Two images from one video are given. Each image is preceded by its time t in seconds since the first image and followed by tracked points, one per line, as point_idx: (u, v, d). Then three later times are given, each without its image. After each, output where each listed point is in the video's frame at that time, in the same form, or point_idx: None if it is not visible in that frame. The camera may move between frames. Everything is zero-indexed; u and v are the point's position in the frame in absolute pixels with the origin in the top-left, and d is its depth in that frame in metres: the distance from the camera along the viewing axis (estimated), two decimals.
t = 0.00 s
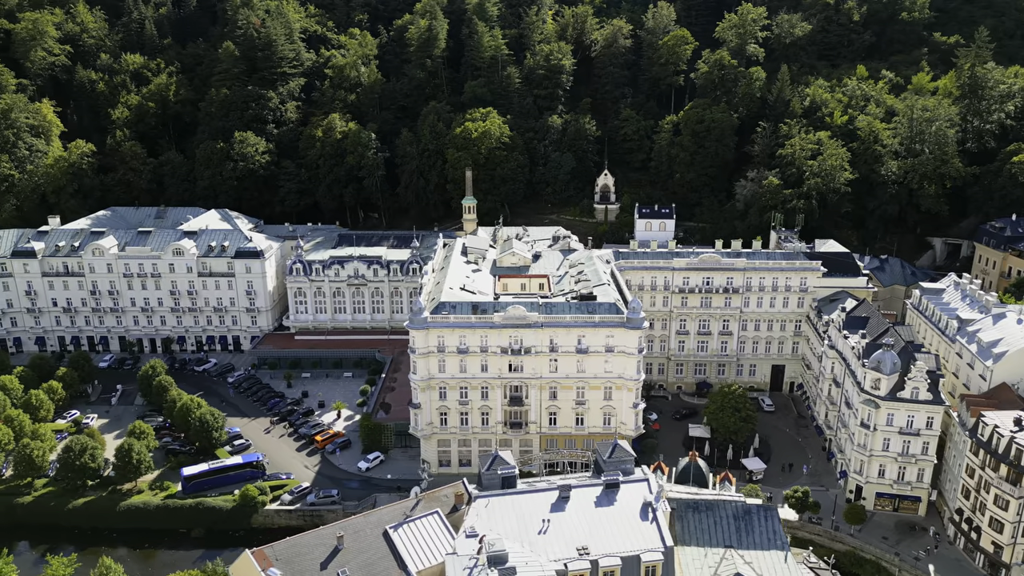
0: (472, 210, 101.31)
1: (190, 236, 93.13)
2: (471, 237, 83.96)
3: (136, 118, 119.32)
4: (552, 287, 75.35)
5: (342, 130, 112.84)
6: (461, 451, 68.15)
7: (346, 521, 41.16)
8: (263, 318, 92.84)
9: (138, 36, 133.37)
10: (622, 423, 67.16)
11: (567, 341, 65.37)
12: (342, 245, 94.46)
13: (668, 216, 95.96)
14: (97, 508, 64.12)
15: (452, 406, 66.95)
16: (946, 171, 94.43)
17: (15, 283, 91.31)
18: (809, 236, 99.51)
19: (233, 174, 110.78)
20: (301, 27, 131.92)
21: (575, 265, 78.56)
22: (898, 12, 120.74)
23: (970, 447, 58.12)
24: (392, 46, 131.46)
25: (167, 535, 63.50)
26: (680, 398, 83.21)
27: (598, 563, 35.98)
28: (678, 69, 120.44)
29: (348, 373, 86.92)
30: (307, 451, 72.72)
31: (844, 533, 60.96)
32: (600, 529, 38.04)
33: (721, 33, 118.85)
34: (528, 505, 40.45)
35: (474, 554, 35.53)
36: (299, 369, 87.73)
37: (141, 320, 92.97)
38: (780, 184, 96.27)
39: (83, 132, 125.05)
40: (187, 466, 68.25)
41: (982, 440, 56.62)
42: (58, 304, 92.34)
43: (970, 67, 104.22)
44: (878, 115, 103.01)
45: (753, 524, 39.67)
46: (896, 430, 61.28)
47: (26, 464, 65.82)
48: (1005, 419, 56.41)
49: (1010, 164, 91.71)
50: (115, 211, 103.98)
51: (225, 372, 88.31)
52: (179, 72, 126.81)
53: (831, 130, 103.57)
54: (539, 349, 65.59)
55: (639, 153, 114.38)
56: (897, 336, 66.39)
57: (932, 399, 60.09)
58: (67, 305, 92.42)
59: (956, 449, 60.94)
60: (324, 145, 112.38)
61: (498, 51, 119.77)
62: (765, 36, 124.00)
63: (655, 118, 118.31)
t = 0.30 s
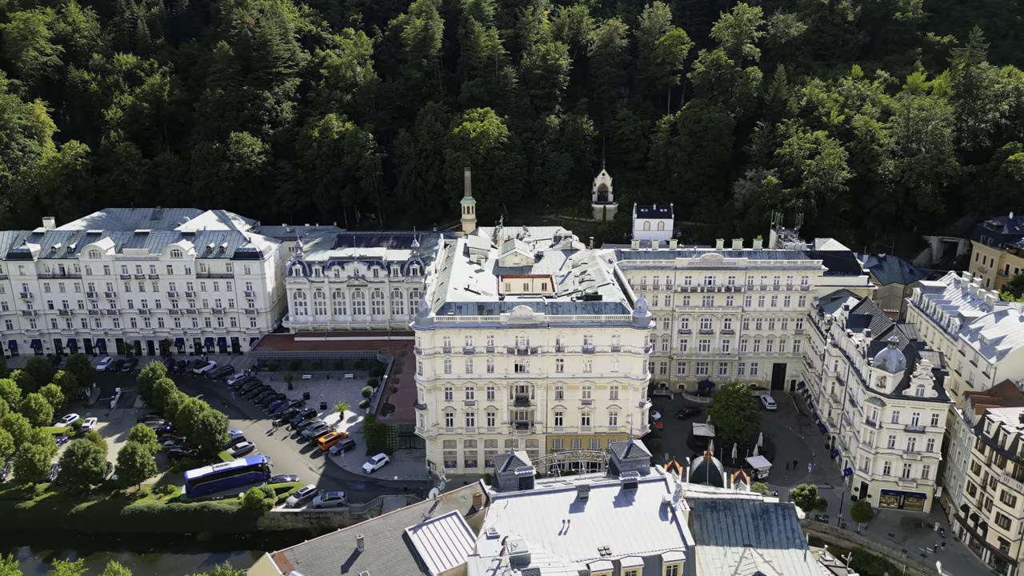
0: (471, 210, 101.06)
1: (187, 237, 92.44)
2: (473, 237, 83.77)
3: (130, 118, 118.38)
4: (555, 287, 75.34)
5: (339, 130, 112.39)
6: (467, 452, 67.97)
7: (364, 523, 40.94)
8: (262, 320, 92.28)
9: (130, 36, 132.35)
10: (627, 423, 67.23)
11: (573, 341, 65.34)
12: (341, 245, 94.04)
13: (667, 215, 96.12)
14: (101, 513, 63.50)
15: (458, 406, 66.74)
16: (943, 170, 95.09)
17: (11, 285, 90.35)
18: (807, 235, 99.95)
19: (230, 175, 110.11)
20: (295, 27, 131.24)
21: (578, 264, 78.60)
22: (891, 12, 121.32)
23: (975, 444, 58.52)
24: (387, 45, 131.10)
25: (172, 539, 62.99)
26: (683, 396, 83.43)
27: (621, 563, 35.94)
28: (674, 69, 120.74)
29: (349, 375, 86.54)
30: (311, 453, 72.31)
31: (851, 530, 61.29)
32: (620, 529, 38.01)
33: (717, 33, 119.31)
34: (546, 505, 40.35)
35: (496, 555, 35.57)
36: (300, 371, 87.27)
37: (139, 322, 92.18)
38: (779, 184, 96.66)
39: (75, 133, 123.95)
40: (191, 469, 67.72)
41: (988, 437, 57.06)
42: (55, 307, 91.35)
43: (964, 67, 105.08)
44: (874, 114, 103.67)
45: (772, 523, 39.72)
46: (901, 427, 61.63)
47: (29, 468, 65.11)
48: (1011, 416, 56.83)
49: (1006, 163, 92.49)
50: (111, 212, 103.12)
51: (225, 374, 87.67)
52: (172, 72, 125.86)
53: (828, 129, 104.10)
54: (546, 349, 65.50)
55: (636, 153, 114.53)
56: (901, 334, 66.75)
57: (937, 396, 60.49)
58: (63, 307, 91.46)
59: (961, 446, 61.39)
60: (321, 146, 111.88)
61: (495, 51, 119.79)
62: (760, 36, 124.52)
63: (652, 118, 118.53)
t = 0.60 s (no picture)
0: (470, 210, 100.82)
1: (186, 238, 91.73)
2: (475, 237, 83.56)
3: (124, 118, 117.40)
4: (558, 287, 75.23)
5: (335, 130, 111.88)
6: (473, 453, 67.80)
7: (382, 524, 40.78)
8: (262, 321, 91.71)
9: (123, 35, 131.27)
10: (633, 423, 67.28)
11: (579, 341, 65.30)
12: (341, 246, 93.60)
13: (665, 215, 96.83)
14: (104, 516, 62.85)
15: (464, 407, 66.57)
16: (939, 169, 95.78)
17: (6, 287, 89.39)
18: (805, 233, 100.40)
19: (226, 175, 109.43)
20: (290, 27, 130.54)
21: (581, 265, 78.55)
22: (885, 12, 122.12)
23: (981, 441, 58.96)
24: (383, 45, 130.68)
25: (177, 543, 62.47)
26: (685, 395, 83.62)
27: (643, 563, 35.91)
28: (670, 69, 120.99)
29: (350, 376, 86.11)
30: (315, 455, 71.90)
31: (857, 527, 61.63)
32: (640, 529, 38.00)
33: (713, 33, 119.78)
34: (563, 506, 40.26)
35: (519, 556, 35.38)
36: (301, 372, 86.83)
37: (136, 324, 91.38)
38: (778, 183, 97.06)
39: (68, 133, 122.78)
40: (195, 472, 67.18)
41: (994, 434, 57.52)
42: (51, 309, 90.42)
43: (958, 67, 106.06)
44: (870, 113, 104.30)
45: (789, 521, 39.82)
46: (906, 425, 62.00)
47: (31, 472, 64.44)
48: (1016, 413, 57.29)
49: (1002, 162, 93.34)
50: (106, 213, 102.20)
51: (225, 376, 87.03)
52: (165, 72, 124.88)
53: (825, 129, 104.59)
54: (552, 349, 65.43)
55: (634, 153, 114.70)
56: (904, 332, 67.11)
57: (942, 394, 60.92)
58: (60, 310, 90.54)
59: (965, 443, 61.85)
60: (318, 146, 111.36)
61: (492, 50, 119.69)
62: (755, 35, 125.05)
63: (648, 118, 118.73)
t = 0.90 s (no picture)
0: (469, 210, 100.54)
1: (184, 239, 91.05)
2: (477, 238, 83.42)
3: (118, 119, 116.44)
4: (561, 287, 75.17)
5: (332, 130, 111.40)
6: (478, 453, 67.67)
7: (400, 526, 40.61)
8: (261, 322, 91.18)
9: (115, 35, 130.17)
10: (639, 422, 67.32)
11: (585, 341, 65.28)
12: (340, 246, 93.13)
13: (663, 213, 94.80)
14: (108, 520, 62.20)
15: (470, 407, 66.41)
16: (936, 168, 96.47)
17: (2, 290, 88.39)
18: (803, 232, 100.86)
19: (222, 176, 108.70)
20: (285, 26, 129.78)
21: (583, 264, 78.59)
22: (878, 13, 122.96)
23: (985, 438, 59.40)
24: (378, 45, 130.23)
25: (182, 547, 61.91)
26: (687, 394, 83.79)
27: (664, 562, 35.93)
28: (667, 69, 121.23)
29: (351, 377, 85.67)
30: (318, 457, 71.53)
31: (863, 524, 62.01)
32: (660, 528, 38.03)
33: (709, 32, 120.20)
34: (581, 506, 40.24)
35: (542, 556, 35.26)
36: (302, 374, 86.41)
37: (134, 326, 90.57)
38: (776, 182, 97.49)
39: (61, 134, 121.64)
40: (199, 475, 66.64)
41: (998, 430, 57.96)
42: (47, 311, 89.48)
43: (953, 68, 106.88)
44: (866, 113, 104.88)
45: (807, 519, 39.96)
46: (911, 422, 62.40)
47: (33, 476, 63.70)
48: (1021, 410, 57.74)
49: (997, 161, 94.14)
50: (101, 215, 101.23)
51: (225, 378, 86.42)
52: (159, 72, 123.89)
53: (821, 128, 105.07)
54: (558, 349, 65.38)
55: (631, 152, 114.74)
56: (907, 330, 67.52)
57: (946, 391, 61.31)
58: (56, 312, 89.61)
59: (969, 440, 62.30)
60: (315, 147, 110.83)
61: (488, 50, 119.49)
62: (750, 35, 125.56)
63: (645, 118, 118.93)
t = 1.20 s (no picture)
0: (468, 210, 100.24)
1: (182, 241, 90.26)
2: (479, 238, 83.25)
3: (112, 119, 115.45)
4: (564, 287, 74.94)
5: (329, 130, 110.91)
6: (484, 454, 67.56)
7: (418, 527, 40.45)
8: (261, 324, 90.60)
9: (107, 35, 129.07)
10: (645, 421, 67.40)
11: (591, 340, 65.27)
12: (339, 247, 92.69)
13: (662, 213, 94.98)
14: (112, 524, 61.59)
15: (476, 407, 66.24)
16: (932, 167, 97.21)
17: None
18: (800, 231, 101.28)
19: (218, 176, 107.98)
20: (279, 26, 129.03)
21: (585, 264, 78.65)
22: (872, 13, 123.83)
23: (990, 434, 59.85)
24: (374, 44, 129.77)
25: (188, 550, 61.44)
26: (689, 393, 83.87)
27: (686, 561, 35.93)
28: (663, 69, 121.49)
29: (353, 378, 85.24)
30: (322, 459, 71.11)
31: (868, 522, 62.31)
32: (679, 527, 38.06)
33: (704, 32, 120.61)
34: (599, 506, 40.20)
35: (565, 556, 35.26)
36: (303, 375, 85.93)
37: (132, 328, 89.75)
38: (775, 181, 97.92)
39: (53, 134, 120.53)
40: (204, 477, 66.12)
41: (1003, 427, 58.42)
42: (44, 314, 88.57)
43: (946, 68, 107.73)
44: (863, 112, 105.49)
45: (824, 517, 40.14)
46: (916, 419, 62.75)
47: (35, 481, 62.86)
48: None
49: (993, 160, 94.92)
50: (96, 216, 100.31)
51: (225, 380, 85.80)
52: (152, 71, 122.89)
53: (818, 128, 105.58)
54: (564, 349, 65.35)
55: (628, 152, 114.79)
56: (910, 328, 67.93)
57: (951, 388, 61.70)
58: (53, 314, 88.70)
59: (973, 437, 62.77)
60: (311, 147, 110.27)
61: (485, 50, 119.35)
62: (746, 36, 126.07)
63: (642, 118, 119.12)
